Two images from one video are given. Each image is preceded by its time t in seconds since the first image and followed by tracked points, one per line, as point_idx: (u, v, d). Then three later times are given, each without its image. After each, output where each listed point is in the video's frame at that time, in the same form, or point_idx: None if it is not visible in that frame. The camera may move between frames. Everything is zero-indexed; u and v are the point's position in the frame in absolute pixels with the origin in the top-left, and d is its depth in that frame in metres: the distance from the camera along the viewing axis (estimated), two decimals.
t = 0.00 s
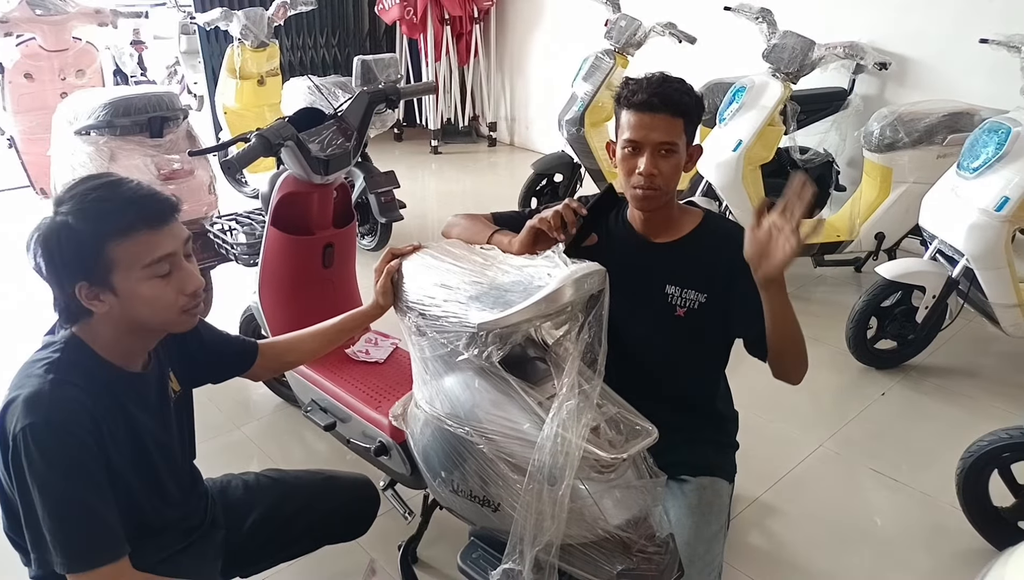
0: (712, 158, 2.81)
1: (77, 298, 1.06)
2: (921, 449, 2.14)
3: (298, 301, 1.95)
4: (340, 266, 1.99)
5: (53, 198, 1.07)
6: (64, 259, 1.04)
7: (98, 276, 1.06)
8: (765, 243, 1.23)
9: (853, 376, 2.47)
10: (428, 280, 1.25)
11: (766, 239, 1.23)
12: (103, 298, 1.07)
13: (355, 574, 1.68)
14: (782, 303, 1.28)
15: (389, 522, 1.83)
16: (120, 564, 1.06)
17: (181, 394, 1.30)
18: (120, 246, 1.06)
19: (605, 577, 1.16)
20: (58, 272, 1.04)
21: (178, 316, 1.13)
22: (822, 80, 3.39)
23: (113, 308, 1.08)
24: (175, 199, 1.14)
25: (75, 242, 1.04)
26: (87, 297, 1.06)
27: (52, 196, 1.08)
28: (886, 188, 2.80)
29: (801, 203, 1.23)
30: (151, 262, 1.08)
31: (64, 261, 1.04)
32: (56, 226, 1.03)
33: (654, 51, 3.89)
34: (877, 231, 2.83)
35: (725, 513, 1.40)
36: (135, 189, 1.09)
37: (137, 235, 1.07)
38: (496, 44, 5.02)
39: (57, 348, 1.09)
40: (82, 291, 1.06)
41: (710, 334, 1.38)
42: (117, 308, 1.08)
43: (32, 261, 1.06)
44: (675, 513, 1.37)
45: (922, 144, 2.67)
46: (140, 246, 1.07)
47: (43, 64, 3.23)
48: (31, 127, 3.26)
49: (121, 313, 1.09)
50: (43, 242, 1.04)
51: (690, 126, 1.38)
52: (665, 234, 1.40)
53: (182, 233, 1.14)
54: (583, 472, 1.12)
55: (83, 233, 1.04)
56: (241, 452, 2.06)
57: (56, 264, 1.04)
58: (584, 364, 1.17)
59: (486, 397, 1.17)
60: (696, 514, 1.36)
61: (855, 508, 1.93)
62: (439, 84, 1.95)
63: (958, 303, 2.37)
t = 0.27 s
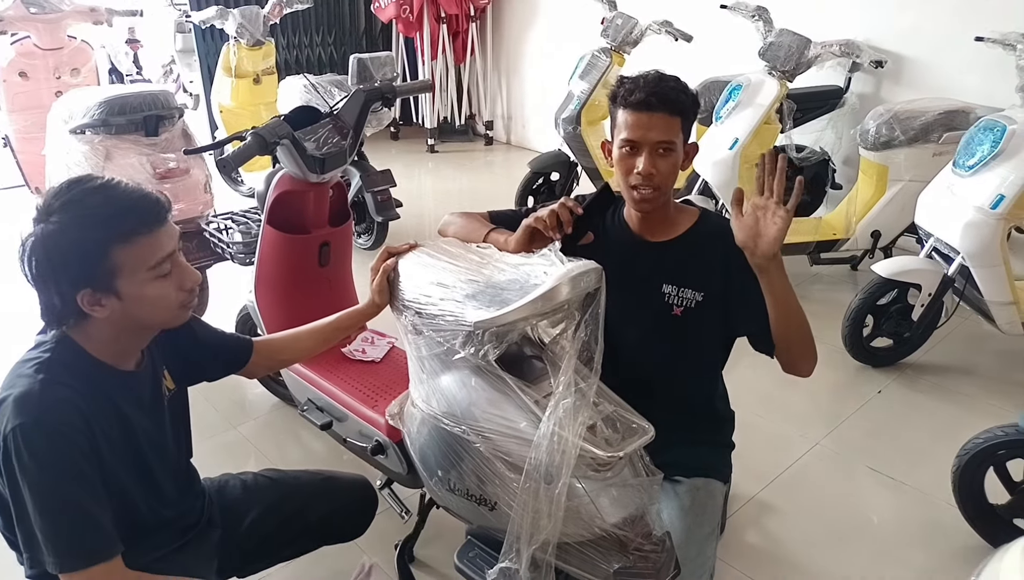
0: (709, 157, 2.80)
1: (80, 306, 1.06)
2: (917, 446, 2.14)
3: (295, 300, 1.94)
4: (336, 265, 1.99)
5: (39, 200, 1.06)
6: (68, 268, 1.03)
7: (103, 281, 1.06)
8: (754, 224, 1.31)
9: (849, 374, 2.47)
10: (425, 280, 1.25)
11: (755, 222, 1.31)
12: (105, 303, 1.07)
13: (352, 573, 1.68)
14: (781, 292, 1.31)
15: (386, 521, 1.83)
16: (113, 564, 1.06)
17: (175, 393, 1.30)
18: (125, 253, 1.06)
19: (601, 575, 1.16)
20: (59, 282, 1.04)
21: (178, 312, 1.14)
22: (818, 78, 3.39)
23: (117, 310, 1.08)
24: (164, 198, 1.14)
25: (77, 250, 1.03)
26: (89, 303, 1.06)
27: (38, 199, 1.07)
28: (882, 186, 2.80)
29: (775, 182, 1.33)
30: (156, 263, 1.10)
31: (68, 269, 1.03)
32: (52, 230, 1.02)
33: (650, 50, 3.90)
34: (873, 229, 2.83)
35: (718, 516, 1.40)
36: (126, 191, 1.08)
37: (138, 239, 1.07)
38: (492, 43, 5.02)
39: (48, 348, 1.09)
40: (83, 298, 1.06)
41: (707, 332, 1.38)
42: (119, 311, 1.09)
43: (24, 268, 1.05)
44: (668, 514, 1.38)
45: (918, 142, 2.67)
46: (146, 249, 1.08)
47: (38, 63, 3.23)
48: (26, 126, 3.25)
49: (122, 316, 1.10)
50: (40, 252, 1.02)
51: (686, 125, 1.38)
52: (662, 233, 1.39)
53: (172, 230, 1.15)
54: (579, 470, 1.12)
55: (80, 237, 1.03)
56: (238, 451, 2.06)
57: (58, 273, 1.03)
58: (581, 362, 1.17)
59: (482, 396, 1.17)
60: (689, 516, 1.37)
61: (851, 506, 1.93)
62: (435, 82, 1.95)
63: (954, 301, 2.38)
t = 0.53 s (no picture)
0: (705, 156, 2.80)
1: (73, 302, 1.05)
2: (913, 445, 2.14)
3: (290, 299, 1.94)
4: (331, 264, 1.98)
5: (38, 194, 1.06)
6: (65, 264, 1.03)
7: (97, 278, 1.05)
8: (753, 230, 1.28)
9: (845, 373, 2.48)
10: (421, 278, 1.25)
11: (753, 227, 1.28)
12: (98, 299, 1.06)
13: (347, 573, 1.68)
14: (778, 291, 1.29)
15: (382, 521, 1.83)
16: (106, 564, 1.06)
17: (169, 393, 1.30)
18: (121, 250, 1.06)
19: (597, 574, 1.16)
20: (52, 275, 1.03)
21: (169, 312, 1.14)
22: (813, 77, 3.39)
23: (111, 309, 1.08)
24: (162, 198, 1.14)
25: (74, 246, 1.03)
26: (81, 299, 1.06)
27: (37, 194, 1.06)
28: (878, 185, 2.80)
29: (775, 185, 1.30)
30: (153, 262, 1.09)
31: (64, 265, 1.03)
32: (48, 226, 1.02)
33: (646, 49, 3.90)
34: (869, 228, 2.83)
35: (714, 515, 1.40)
36: (124, 188, 1.08)
37: (137, 238, 1.07)
38: (489, 42, 5.01)
39: (39, 348, 1.08)
40: (77, 294, 1.05)
41: (701, 332, 1.38)
42: (112, 308, 1.08)
43: (19, 263, 1.05)
44: (665, 513, 1.37)
45: (913, 141, 2.68)
46: (141, 248, 1.08)
47: (32, 62, 3.21)
48: (20, 126, 3.23)
49: (114, 314, 1.09)
50: (36, 245, 1.02)
51: (683, 125, 1.37)
52: (658, 231, 1.39)
53: (170, 229, 1.14)
54: (575, 469, 1.12)
55: (77, 234, 1.03)
56: (234, 451, 2.06)
57: (54, 268, 1.03)
58: (577, 361, 1.17)
59: (478, 395, 1.17)
60: (685, 515, 1.36)
61: (847, 504, 1.94)
62: (430, 80, 1.95)
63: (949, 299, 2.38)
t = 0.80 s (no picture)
0: (700, 157, 2.81)
1: (70, 305, 1.06)
2: (908, 444, 2.15)
3: (286, 301, 1.94)
4: (328, 265, 1.99)
5: (34, 197, 1.06)
6: (61, 267, 1.03)
7: (93, 281, 1.06)
8: (752, 232, 1.29)
9: (840, 373, 2.49)
10: (417, 280, 1.25)
11: (753, 229, 1.29)
12: (94, 302, 1.07)
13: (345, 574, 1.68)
14: (776, 292, 1.31)
15: (379, 522, 1.83)
16: (104, 566, 1.06)
17: (166, 395, 1.30)
18: (118, 253, 1.06)
19: (592, 573, 1.17)
20: (48, 278, 1.04)
21: (165, 313, 1.14)
22: (808, 78, 3.40)
23: (108, 311, 1.08)
24: (159, 201, 1.14)
25: (71, 248, 1.03)
26: (78, 302, 1.06)
27: (33, 197, 1.06)
28: (873, 186, 2.81)
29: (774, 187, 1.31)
30: (149, 265, 1.10)
31: (60, 268, 1.03)
32: (44, 229, 1.02)
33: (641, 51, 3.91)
34: (864, 228, 2.83)
35: (712, 515, 1.40)
36: (120, 191, 1.08)
37: (133, 241, 1.07)
38: (485, 43, 5.02)
39: (37, 350, 1.09)
40: (74, 297, 1.05)
41: (697, 331, 1.39)
42: (109, 311, 1.08)
43: (15, 266, 1.05)
44: (663, 512, 1.37)
45: (907, 142, 2.69)
46: (137, 251, 1.08)
47: (28, 64, 3.21)
48: (16, 128, 3.23)
49: (110, 316, 1.09)
50: (33, 248, 1.03)
51: (682, 129, 1.38)
52: (655, 232, 1.40)
53: (167, 231, 1.15)
54: (570, 469, 1.12)
55: (74, 237, 1.03)
56: (230, 452, 2.06)
57: (50, 271, 1.03)
58: (572, 362, 1.17)
59: (474, 396, 1.18)
60: (683, 514, 1.36)
61: (843, 504, 1.94)
62: (426, 82, 1.95)
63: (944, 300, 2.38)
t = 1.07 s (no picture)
0: (696, 155, 2.81)
1: (65, 305, 1.05)
2: (904, 442, 2.16)
3: (282, 298, 1.94)
4: (324, 263, 1.99)
5: (28, 198, 1.06)
6: (55, 268, 1.03)
7: (88, 281, 1.05)
8: (750, 228, 1.29)
9: (836, 370, 2.49)
10: (413, 278, 1.25)
11: (750, 225, 1.29)
12: (90, 302, 1.06)
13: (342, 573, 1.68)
14: (773, 288, 1.31)
15: (375, 520, 1.83)
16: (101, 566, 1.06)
17: (162, 393, 1.29)
18: (112, 253, 1.06)
19: (589, 571, 1.17)
20: (41, 278, 1.03)
21: (160, 313, 1.14)
22: (805, 76, 3.41)
23: (104, 310, 1.08)
24: (154, 200, 1.13)
25: (65, 248, 1.03)
26: (73, 302, 1.05)
27: (27, 197, 1.06)
28: (868, 184, 2.82)
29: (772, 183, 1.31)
30: (144, 265, 1.10)
31: (55, 268, 1.03)
32: (38, 229, 1.02)
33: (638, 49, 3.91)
34: (859, 226, 2.84)
35: (708, 512, 1.40)
36: (115, 191, 1.08)
37: (128, 241, 1.07)
38: (481, 42, 5.02)
39: (31, 350, 1.08)
40: (68, 297, 1.05)
41: (693, 328, 1.39)
42: (105, 311, 1.08)
43: (9, 267, 1.05)
44: (659, 509, 1.38)
45: (903, 140, 2.69)
46: (131, 252, 1.08)
47: (23, 62, 3.20)
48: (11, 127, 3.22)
49: (106, 317, 1.09)
50: (26, 249, 1.02)
51: (680, 125, 1.39)
52: (651, 228, 1.40)
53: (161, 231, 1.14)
54: (567, 467, 1.12)
55: (69, 237, 1.03)
56: (227, 451, 2.05)
57: (44, 271, 1.03)
58: (568, 360, 1.17)
59: (470, 394, 1.18)
60: (680, 511, 1.37)
61: (839, 501, 1.95)
62: (422, 80, 1.95)
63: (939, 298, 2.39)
